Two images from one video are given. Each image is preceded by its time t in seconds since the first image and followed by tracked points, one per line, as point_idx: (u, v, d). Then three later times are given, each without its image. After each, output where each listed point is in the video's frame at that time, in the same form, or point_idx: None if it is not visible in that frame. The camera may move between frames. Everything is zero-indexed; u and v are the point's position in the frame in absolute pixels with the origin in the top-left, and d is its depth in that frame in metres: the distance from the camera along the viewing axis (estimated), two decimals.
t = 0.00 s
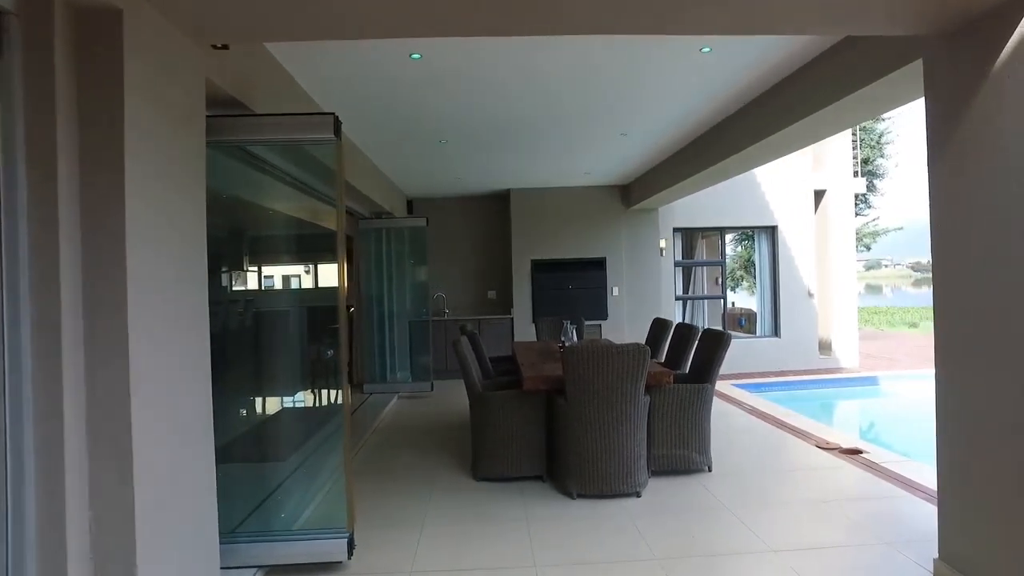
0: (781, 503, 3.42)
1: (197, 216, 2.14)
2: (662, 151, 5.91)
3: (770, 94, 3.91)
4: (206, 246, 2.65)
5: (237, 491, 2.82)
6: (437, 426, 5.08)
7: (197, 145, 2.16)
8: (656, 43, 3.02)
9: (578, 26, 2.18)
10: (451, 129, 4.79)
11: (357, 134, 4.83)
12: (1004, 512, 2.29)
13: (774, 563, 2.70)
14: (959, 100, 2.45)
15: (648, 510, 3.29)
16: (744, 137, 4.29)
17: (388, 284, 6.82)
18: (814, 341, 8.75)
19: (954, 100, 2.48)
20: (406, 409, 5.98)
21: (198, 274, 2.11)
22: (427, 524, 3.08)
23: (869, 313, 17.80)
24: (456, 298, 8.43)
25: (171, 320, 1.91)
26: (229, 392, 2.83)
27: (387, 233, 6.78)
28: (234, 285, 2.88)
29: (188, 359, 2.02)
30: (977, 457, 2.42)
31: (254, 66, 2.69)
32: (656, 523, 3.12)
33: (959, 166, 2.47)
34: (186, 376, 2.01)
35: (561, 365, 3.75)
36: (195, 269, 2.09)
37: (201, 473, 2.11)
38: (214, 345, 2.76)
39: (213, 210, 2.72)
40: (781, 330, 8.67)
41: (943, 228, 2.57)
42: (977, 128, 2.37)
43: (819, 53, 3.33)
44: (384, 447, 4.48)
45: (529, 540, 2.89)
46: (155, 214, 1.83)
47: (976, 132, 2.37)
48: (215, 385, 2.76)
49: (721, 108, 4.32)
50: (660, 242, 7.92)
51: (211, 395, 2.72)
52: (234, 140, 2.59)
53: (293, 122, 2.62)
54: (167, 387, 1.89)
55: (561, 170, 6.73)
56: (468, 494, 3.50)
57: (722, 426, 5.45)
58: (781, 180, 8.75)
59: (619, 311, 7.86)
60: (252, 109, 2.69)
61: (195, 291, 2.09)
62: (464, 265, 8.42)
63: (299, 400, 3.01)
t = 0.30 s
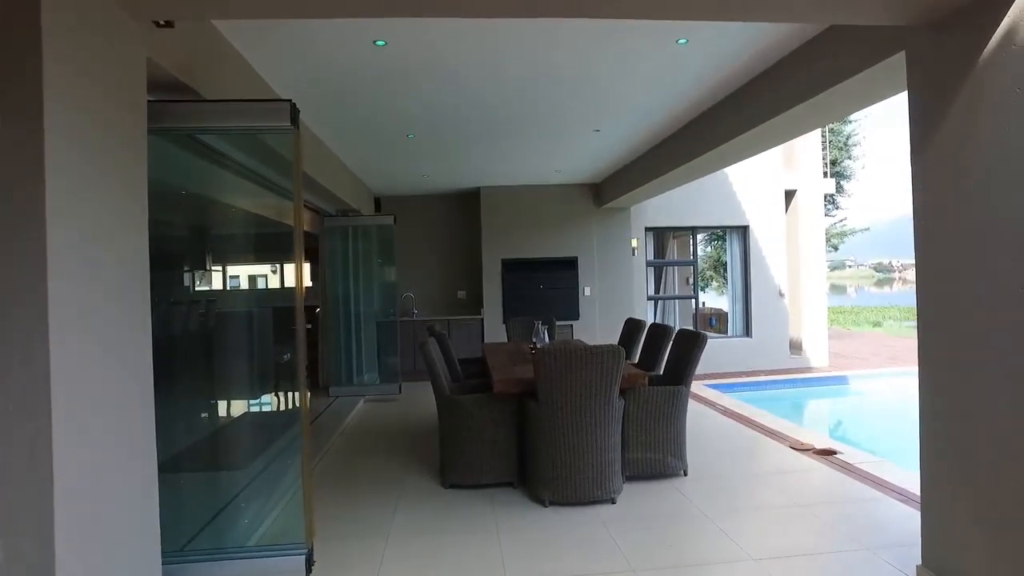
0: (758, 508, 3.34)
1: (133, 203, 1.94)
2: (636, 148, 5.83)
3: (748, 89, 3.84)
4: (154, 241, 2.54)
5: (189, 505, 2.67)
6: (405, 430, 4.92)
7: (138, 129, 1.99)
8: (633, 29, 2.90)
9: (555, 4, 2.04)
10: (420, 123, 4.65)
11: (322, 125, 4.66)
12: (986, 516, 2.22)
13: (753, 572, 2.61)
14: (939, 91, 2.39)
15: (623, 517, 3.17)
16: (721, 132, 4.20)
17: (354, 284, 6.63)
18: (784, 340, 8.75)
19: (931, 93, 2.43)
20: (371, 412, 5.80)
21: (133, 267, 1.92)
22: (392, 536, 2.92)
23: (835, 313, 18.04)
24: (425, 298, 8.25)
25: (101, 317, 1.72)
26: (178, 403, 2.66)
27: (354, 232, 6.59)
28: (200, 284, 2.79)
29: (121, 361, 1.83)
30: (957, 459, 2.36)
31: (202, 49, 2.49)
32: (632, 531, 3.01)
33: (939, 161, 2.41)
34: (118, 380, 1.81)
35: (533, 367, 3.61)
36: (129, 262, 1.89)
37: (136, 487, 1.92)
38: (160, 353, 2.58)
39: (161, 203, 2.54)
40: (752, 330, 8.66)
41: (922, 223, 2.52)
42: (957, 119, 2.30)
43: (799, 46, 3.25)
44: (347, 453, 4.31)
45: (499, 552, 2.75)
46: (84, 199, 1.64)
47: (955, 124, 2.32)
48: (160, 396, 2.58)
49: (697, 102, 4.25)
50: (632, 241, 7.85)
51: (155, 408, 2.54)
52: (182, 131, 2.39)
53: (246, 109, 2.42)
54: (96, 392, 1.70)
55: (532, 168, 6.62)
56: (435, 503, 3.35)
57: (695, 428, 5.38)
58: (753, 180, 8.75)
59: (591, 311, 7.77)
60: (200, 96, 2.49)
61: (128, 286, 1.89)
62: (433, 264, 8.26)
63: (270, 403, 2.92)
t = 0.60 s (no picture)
0: (742, 515, 3.24)
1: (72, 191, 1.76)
2: (614, 145, 5.74)
3: (733, 81, 3.75)
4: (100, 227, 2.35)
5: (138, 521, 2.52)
6: (377, 435, 4.75)
7: (79, 108, 1.81)
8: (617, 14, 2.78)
9: None
10: (394, 116, 4.49)
11: (291, 117, 4.48)
12: (980, 522, 2.14)
13: None
14: (931, 80, 2.31)
15: (604, 526, 3.05)
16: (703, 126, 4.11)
17: (325, 284, 6.45)
18: (761, 341, 8.73)
19: (924, 82, 2.34)
20: (342, 417, 5.62)
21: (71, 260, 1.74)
22: (361, 550, 2.76)
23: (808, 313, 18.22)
24: (399, 298, 8.08)
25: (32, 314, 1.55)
26: (130, 412, 2.49)
27: (326, 230, 6.42)
28: (166, 284, 2.76)
29: (56, 362, 1.65)
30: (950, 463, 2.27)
31: (153, 29, 2.32)
32: (613, 541, 2.88)
33: (932, 152, 2.32)
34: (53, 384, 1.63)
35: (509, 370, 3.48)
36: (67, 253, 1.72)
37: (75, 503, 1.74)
38: (110, 359, 2.41)
39: (107, 192, 2.36)
40: (730, 330, 8.62)
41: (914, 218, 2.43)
42: (952, 109, 2.22)
43: (785, 38, 3.16)
44: (315, 461, 4.13)
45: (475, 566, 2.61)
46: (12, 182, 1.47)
47: (949, 114, 2.23)
48: (110, 404, 2.40)
49: (679, 95, 4.16)
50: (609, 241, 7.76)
51: (104, 417, 2.36)
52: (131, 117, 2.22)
53: (201, 93, 2.25)
54: (26, 396, 1.52)
55: (509, 166, 6.49)
56: (408, 513, 3.20)
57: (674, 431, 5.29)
58: (730, 180, 8.72)
59: (568, 311, 7.66)
60: (152, 79, 2.33)
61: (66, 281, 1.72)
62: (407, 264, 8.08)
63: (240, 405, 2.67)
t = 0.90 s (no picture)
0: (727, 523, 3.12)
1: None
2: (593, 142, 5.62)
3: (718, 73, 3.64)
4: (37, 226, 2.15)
5: (79, 543, 2.40)
6: (347, 442, 4.55)
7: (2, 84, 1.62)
8: None
9: None
10: (365, 108, 4.32)
11: (257, 108, 4.28)
12: (984, 532, 2.04)
13: None
14: (931, 69, 2.20)
15: (585, 538, 2.91)
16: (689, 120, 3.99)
17: (296, 283, 6.25)
18: (738, 341, 8.68)
19: (923, 71, 2.23)
20: (311, 422, 5.40)
21: None
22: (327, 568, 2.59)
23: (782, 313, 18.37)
24: (371, 299, 7.87)
25: None
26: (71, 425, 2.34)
27: (295, 228, 6.18)
28: (132, 283, 2.75)
29: None
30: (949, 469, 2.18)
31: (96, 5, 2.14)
32: (595, 554, 2.74)
33: (932, 145, 2.22)
34: None
35: (485, 374, 3.33)
36: None
37: None
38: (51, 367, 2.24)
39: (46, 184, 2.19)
40: (706, 330, 8.56)
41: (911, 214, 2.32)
42: (954, 99, 2.12)
43: (775, 28, 3.05)
44: (280, 470, 3.93)
45: None
46: None
47: (950, 105, 2.13)
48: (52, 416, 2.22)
49: (662, 89, 4.04)
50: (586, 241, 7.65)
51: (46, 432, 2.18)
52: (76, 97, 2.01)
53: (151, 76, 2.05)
54: None
55: (485, 163, 6.34)
56: (379, 525, 3.04)
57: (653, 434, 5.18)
58: (707, 179, 8.66)
59: (544, 312, 7.53)
60: (94, 59, 2.15)
61: None
62: (379, 263, 7.88)
63: (206, 408, 2.41)
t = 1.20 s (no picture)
0: (718, 532, 3.01)
1: None
2: (576, 139, 5.50)
3: (708, 67, 3.53)
4: None
5: (26, 562, 2.24)
6: (322, 449, 4.37)
7: None
8: None
9: None
10: (341, 102, 4.14)
11: (228, 102, 4.09)
12: (995, 546, 1.95)
13: None
14: (937, 59, 2.11)
15: (572, 549, 2.78)
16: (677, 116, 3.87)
17: (269, 283, 6.06)
18: (719, 342, 8.64)
19: (929, 60, 2.14)
20: (285, 427, 5.21)
21: None
22: None
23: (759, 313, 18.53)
24: (348, 300, 7.69)
25: None
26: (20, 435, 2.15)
27: (268, 226, 5.99)
28: (104, 284, 2.67)
29: None
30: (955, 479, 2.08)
31: None
32: (583, 567, 2.61)
33: (940, 137, 2.12)
34: None
35: (467, 377, 3.19)
36: None
37: None
38: None
39: None
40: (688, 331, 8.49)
41: (915, 209, 2.23)
42: (963, 89, 2.02)
43: (770, 18, 2.94)
44: (251, 480, 3.75)
45: None
46: None
47: (959, 96, 2.03)
48: None
49: (650, 82, 3.93)
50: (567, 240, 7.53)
51: None
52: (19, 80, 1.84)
53: (109, 60, 1.85)
54: None
55: (464, 160, 6.20)
56: (354, 538, 2.88)
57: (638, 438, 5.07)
58: (687, 178, 8.61)
59: (525, 313, 7.40)
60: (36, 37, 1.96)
61: None
62: (356, 262, 7.70)
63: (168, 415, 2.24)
